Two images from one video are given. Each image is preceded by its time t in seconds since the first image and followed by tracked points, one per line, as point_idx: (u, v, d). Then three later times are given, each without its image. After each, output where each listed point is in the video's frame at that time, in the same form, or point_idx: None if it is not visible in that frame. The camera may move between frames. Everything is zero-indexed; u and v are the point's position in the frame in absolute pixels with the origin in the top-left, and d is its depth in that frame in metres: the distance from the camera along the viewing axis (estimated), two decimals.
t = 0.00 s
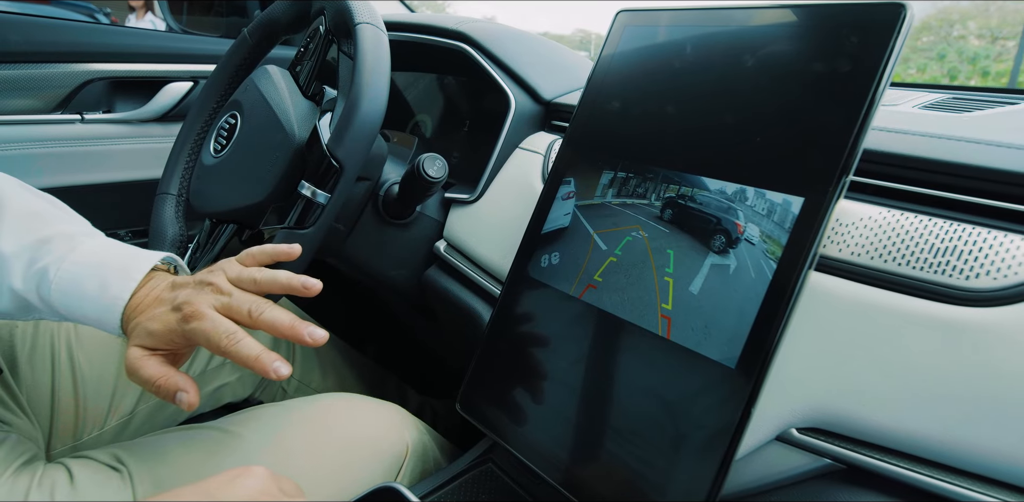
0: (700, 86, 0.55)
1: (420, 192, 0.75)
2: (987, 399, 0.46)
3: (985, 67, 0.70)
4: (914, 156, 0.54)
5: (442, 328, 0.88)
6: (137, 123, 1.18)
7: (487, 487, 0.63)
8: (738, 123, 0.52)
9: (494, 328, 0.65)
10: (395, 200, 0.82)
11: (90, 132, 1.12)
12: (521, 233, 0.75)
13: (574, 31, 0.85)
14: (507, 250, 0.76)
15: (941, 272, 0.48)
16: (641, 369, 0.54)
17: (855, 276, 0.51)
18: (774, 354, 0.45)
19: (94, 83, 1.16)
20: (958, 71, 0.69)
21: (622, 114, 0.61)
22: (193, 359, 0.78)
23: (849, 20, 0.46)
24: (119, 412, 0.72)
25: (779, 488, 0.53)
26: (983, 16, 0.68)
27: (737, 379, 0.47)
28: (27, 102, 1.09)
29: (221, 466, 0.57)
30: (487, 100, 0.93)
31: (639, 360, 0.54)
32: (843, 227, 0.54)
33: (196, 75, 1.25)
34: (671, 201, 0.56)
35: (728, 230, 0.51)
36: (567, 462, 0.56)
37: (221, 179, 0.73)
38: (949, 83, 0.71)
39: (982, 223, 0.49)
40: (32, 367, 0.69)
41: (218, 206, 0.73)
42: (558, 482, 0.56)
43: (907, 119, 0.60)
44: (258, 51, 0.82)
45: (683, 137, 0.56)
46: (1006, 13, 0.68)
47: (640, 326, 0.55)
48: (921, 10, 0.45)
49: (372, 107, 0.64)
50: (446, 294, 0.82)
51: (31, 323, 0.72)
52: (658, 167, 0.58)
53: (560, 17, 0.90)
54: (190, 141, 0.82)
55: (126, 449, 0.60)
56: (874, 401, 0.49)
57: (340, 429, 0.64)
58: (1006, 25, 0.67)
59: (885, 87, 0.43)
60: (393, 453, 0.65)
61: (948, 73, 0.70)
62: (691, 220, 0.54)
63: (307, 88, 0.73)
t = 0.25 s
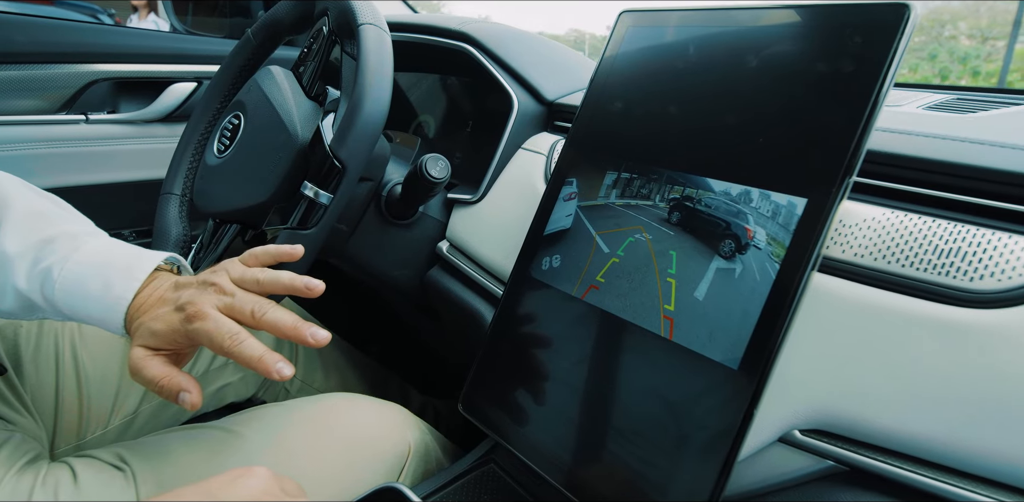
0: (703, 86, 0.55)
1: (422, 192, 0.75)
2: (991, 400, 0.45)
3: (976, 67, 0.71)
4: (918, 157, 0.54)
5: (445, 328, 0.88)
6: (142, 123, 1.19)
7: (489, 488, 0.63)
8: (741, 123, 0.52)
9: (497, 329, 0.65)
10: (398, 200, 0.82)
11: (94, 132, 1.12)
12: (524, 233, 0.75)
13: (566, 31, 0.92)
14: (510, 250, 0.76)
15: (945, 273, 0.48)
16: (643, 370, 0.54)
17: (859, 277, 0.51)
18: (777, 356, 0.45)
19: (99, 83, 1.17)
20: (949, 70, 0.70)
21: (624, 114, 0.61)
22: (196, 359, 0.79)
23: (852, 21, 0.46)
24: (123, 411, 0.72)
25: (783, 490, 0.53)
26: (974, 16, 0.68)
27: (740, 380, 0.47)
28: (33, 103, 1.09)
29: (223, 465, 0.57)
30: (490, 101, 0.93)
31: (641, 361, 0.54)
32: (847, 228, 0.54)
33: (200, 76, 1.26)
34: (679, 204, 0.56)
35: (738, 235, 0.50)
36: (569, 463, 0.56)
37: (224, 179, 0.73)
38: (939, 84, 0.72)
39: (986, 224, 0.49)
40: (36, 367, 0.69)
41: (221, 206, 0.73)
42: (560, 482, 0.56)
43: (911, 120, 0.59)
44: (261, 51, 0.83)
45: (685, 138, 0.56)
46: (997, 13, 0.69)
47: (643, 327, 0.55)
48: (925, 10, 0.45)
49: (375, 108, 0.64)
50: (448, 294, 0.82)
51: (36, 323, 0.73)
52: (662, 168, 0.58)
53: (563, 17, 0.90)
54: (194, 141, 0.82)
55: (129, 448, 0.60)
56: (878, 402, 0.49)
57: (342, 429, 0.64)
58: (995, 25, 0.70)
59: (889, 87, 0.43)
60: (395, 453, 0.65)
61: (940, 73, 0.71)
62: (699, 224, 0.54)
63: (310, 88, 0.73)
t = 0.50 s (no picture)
0: (709, 87, 0.55)
1: (427, 193, 0.75)
2: (999, 402, 0.45)
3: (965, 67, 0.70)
4: (926, 158, 0.54)
5: (449, 329, 0.88)
6: (147, 123, 1.19)
7: (493, 489, 0.63)
8: (747, 124, 0.52)
9: (502, 329, 0.65)
10: (402, 201, 0.82)
11: (100, 132, 1.13)
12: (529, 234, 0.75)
13: (560, 31, 0.91)
14: (515, 251, 0.76)
15: (954, 275, 0.48)
16: (649, 371, 0.54)
17: (867, 279, 0.51)
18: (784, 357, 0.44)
19: (104, 84, 1.17)
20: (941, 72, 0.68)
21: (630, 115, 0.61)
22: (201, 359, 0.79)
23: (859, 21, 0.46)
24: (127, 411, 0.72)
25: (789, 492, 0.53)
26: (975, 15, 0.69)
27: (746, 382, 0.47)
28: (39, 103, 1.10)
29: (228, 466, 0.57)
30: (494, 101, 0.93)
31: (647, 362, 0.54)
32: (854, 229, 0.53)
33: (204, 76, 1.26)
34: (690, 207, 0.55)
35: (751, 240, 0.49)
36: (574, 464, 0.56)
37: (229, 179, 0.73)
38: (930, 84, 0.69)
39: (995, 226, 0.49)
40: (42, 366, 0.69)
41: (226, 206, 0.73)
42: (565, 484, 0.56)
43: (918, 121, 0.59)
44: (266, 52, 0.83)
45: (692, 139, 0.56)
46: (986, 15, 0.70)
47: (648, 328, 0.55)
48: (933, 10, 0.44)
49: (380, 108, 0.64)
50: (452, 295, 0.82)
51: (41, 323, 0.73)
52: (669, 169, 0.57)
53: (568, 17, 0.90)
54: (199, 142, 0.83)
55: (134, 448, 0.60)
56: (885, 404, 0.49)
57: (347, 429, 0.64)
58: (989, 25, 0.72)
59: (897, 88, 0.43)
60: (399, 453, 0.65)
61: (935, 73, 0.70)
62: (710, 226, 0.53)
63: (314, 89, 0.73)
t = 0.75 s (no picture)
0: (720, 87, 0.55)
1: (435, 193, 0.75)
2: (1014, 405, 0.45)
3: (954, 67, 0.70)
4: (940, 159, 0.54)
5: (456, 330, 0.88)
6: (154, 123, 1.19)
7: (502, 491, 0.62)
8: (758, 125, 0.51)
9: (511, 330, 0.65)
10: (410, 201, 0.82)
11: (108, 133, 1.13)
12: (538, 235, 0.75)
13: (553, 31, 0.92)
14: (523, 252, 0.76)
15: (969, 277, 0.48)
16: (659, 372, 0.53)
17: (881, 281, 0.51)
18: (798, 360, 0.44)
19: (111, 84, 1.17)
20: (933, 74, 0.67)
21: (639, 115, 0.61)
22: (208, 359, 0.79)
23: (873, 21, 0.45)
24: (136, 411, 0.72)
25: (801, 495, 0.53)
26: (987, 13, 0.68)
27: (758, 384, 0.46)
28: (47, 103, 1.10)
29: (237, 466, 0.57)
30: (500, 101, 0.93)
31: (657, 363, 0.54)
32: (867, 230, 0.53)
33: (211, 77, 1.26)
34: (707, 209, 0.55)
35: (771, 247, 0.48)
36: (583, 465, 0.55)
37: (238, 179, 0.73)
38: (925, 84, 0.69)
39: (1011, 227, 0.48)
40: (51, 366, 0.70)
41: (235, 206, 0.73)
42: (574, 485, 0.55)
43: (931, 121, 0.59)
44: (274, 52, 0.83)
45: (702, 140, 0.56)
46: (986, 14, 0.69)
47: (659, 329, 0.55)
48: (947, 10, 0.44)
49: (389, 109, 0.64)
50: (460, 295, 0.82)
51: (50, 322, 0.73)
52: (682, 170, 0.57)
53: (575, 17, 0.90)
54: (207, 142, 0.83)
55: (143, 448, 0.60)
56: (897, 406, 0.48)
57: (355, 429, 0.64)
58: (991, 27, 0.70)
59: (911, 88, 0.43)
60: (408, 454, 0.65)
61: (926, 74, 0.68)
62: (728, 229, 0.53)
63: (323, 89, 0.73)
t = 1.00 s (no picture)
0: (730, 87, 0.54)
1: (442, 194, 0.74)
2: None
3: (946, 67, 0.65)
4: (955, 160, 0.53)
5: (461, 331, 0.87)
6: (159, 123, 1.19)
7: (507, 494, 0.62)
8: (770, 125, 0.51)
9: (518, 331, 0.65)
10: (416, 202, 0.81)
11: (112, 133, 1.13)
12: (544, 236, 0.74)
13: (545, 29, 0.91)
14: (529, 253, 0.75)
15: (985, 280, 0.47)
16: (668, 375, 0.53)
17: (895, 283, 0.50)
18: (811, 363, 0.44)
19: (116, 84, 1.17)
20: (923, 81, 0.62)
21: (648, 116, 0.60)
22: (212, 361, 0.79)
23: (886, 20, 0.45)
24: (140, 412, 0.72)
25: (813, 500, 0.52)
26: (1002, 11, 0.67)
27: (770, 387, 0.46)
28: (52, 103, 1.10)
29: (243, 468, 0.57)
30: (505, 101, 0.92)
31: (665, 365, 0.53)
32: (881, 232, 0.53)
33: (216, 77, 1.26)
34: (725, 214, 0.54)
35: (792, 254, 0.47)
36: (591, 469, 0.55)
37: (243, 179, 0.73)
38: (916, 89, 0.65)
39: None
40: (55, 367, 0.69)
41: (240, 207, 0.73)
42: (581, 488, 0.55)
43: (944, 121, 0.58)
44: (279, 52, 0.82)
45: (712, 141, 0.55)
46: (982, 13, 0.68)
47: (669, 331, 0.54)
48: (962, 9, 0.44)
49: (395, 108, 0.63)
50: (465, 297, 0.82)
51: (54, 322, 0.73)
52: (694, 171, 0.57)
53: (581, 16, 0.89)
54: (212, 142, 0.82)
55: (147, 450, 0.60)
56: (910, 410, 0.48)
57: (361, 429, 0.63)
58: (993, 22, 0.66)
59: (927, 89, 0.42)
60: (414, 457, 0.65)
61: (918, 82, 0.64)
62: (747, 235, 0.52)
63: (328, 90, 0.72)
